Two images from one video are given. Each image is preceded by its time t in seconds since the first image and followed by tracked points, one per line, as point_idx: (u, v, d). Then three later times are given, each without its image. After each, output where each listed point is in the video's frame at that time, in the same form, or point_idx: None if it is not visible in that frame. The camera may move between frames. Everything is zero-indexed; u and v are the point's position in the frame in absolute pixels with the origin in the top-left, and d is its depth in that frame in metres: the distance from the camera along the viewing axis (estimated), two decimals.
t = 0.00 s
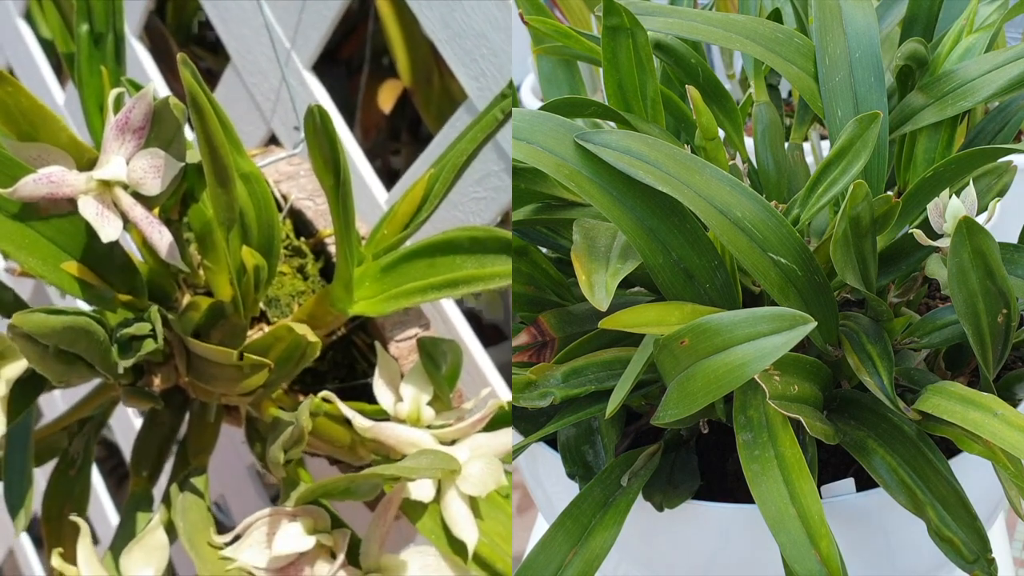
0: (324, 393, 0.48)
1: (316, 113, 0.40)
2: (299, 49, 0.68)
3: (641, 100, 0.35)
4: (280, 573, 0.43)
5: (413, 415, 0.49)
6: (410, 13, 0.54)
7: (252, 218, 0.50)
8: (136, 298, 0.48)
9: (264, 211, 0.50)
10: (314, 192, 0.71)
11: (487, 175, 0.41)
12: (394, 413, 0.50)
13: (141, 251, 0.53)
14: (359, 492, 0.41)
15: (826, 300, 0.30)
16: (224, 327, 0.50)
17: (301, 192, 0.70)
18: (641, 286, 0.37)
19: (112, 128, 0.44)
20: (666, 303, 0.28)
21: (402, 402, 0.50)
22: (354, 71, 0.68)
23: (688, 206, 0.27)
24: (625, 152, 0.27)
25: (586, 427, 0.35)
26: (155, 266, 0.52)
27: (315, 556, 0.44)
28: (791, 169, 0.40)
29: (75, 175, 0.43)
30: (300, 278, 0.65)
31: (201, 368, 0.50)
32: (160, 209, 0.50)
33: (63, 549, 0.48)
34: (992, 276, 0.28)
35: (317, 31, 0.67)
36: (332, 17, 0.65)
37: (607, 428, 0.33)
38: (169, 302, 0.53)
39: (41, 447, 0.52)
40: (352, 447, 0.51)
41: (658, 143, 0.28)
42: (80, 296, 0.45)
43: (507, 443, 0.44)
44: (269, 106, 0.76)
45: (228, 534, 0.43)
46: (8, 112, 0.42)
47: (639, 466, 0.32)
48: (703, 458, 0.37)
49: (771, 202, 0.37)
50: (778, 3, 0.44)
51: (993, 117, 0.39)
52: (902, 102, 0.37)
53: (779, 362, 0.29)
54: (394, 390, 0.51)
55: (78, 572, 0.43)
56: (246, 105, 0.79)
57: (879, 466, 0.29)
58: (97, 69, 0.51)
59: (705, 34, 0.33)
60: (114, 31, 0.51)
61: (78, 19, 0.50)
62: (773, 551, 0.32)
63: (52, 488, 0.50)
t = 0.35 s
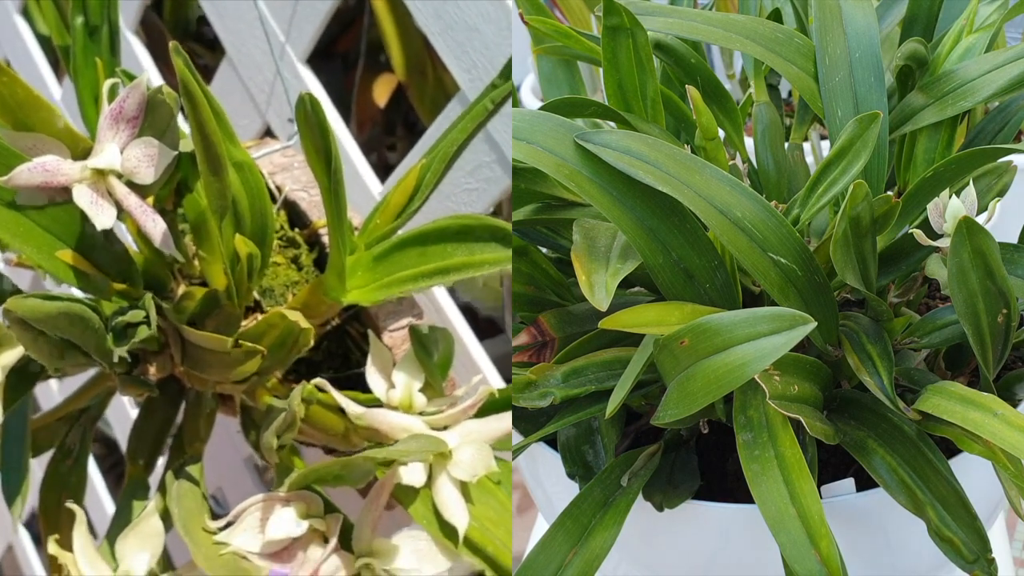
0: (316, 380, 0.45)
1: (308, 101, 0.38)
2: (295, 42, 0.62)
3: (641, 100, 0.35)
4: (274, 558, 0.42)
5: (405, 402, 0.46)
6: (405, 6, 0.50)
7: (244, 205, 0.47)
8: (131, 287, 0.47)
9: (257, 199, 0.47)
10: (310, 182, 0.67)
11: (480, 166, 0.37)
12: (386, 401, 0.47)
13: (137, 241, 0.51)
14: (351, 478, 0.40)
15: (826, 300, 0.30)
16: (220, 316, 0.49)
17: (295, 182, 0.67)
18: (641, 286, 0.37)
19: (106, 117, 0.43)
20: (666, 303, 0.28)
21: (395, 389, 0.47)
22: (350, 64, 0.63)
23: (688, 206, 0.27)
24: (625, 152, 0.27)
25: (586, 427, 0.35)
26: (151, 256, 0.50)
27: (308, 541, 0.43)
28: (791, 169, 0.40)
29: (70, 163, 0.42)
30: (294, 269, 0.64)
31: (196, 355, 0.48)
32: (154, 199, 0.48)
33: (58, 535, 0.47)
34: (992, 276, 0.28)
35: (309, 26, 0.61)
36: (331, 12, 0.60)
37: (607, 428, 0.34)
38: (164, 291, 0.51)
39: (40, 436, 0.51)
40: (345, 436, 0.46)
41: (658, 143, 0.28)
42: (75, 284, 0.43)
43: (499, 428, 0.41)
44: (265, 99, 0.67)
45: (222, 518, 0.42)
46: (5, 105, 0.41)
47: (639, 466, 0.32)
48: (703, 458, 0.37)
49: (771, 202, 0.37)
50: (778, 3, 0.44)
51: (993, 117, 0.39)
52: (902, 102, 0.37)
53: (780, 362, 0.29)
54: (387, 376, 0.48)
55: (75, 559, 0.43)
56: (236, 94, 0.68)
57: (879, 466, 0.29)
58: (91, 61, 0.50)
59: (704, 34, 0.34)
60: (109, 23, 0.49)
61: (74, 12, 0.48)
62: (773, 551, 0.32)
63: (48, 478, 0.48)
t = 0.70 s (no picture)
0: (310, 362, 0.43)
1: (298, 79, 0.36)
2: (291, 31, 0.47)
3: (641, 100, 0.35)
4: (266, 538, 0.41)
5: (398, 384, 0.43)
6: None
7: (238, 187, 0.46)
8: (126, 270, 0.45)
9: (250, 181, 0.46)
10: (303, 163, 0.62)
11: (473, 151, 0.36)
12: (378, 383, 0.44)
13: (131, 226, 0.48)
14: (342, 458, 0.40)
15: (826, 300, 0.30)
16: (215, 301, 0.47)
17: (289, 169, 0.61)
18: (641, 286, 0.37)
19: (99, 99, 0.40)
20: (666, 303, 0.28)
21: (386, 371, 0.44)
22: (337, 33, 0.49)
23: (688, 206, 0.27)
24: (625, 151, 0.27)
25: (586, 427, 0.35)
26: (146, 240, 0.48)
27: (300, 521, 0.41)
28: (791, 169, 0.40)
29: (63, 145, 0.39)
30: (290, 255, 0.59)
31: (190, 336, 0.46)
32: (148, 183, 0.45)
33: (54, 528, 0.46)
34: (992, 276, 0.28)
35: (307, 8, 0.47)
36: None
37: (607, 428, 0.34)
38: (159, 278, 0.48)
39: (35, 424, 0.49)
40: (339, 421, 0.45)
41: (658, 142, 0.28)
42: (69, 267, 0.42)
43: (491, 409, 0.38)
44: (262, 90, 0.52)
45: (215, 498, 0.41)
46: None
47: (639, 467, 0.32)
48: (703, 458, 0.37)
49: (771, 202, 0.37)
50: (778, 3, 0.44)
51: (993, 117, 0.39)
52: (902, 102, 0.37)
53: (779, 362, 0.29)
54: (381, 360, 0.45)
55: (69, 542, 0.42)
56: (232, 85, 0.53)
57: (879, 466, 0.29)
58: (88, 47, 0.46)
59: (704, 34, 0.34)
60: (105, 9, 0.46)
61: None
62: (772, 551, 0.32)
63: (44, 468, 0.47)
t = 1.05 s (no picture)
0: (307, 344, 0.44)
1: (294, 60, 0.36)
2: (289, 17, 0.49)
3: (641, 100, 0.35)
4: (263, 519, 0.42)
5: (393, 365, 0.45)
6: None
7: (234, 168, 0.45)
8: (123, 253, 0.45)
9: (246, 163, 0.45)
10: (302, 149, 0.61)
11: (468, 135, 0.36)
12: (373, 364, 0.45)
13: (129, 210, 0.49)
14: (341, 439, 0.40)
15: (826, 300, 0.30)
16: (212, 285, 0.47)
17: (287, 154, 0.60)
18: (641, 286, 0.37)
19: (96, 82, 0.39)
20: (666, 302, 0.28)
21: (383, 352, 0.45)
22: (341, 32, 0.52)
23: (688, 206, 0.27)
24: (625, 151, 0.27)
25: (586, 427, 0.35)
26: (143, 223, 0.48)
27: (296, 502, 0.42)
28: (791, 169, 0.40)
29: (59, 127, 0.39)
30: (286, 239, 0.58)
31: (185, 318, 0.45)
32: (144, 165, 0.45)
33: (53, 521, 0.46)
34: (992, 276, 0.28)
35: None
36: None
37: (607, 428, 0.34)
38: (155, 262, 0.49)
39: (34, 410, 0.48)
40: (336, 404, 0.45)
41: (658, 143, 0.28)
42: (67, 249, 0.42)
43: (484, 391, 0.40)
44: (260, 75, 0.53)
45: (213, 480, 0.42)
46: None
47: (639, 466, 0.32)
48: (703, 458, 0.37)
49: (771, 202, 0.37)
50: (778, 3, 0.44)
51: (993, 117, 0.39)
52: (902, 102, 0.37)
53: (779, 362, 0.29)
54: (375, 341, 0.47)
55: (66, 526, 0.41)
56: (230, 71, 0.53)
57: (879, 466, 0.29)
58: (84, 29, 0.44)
59: (704, 34, 0.34)
60: None
61: None
62: (772, 551, 0.32)
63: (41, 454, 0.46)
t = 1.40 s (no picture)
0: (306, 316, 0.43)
1: (294, 30, 0.36)
2: None
3: (641, 100, 0.35)
4: (264, 488, 0.42)
5: (392, 338, 0.45)
6: None
7: (233, 140, 0.43)
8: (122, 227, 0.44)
9: (246, 136, 0.44)
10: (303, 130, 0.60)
11: (467, 111, 0.35)
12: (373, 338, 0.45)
13: (128, 184, 0.47)
14: (340, 409, 0.41)
15: (826, 301, 0.30)
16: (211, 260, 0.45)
17: (287, 131, 0.60)
18: (641, 286, 0.37)
19: (96, 54, 0.39)
20: (666, 303, 0.28)
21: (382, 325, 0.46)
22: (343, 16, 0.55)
23: (688, 206, 0.27)
24: (624, 151, 0.27)
25: (586, 427, 0.35)
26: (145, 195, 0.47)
27: (296, 472, 0.42)
28: (791, 169, 0.40)
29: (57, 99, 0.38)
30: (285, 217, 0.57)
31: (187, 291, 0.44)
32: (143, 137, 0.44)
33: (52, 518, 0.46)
34: (992, 276, 0.28)
35: None
36: None
37: (607, 428, 0.34)
38: (155, 236, 0.47)
39: (34, 387, 0.48)
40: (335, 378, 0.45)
41: (658, 143, 0.28)
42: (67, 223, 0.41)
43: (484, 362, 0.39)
44: (260, 55, 0.56)
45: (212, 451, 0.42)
46: None
47: (639, 466, 0.32)
48: (703, 458, 0.37)
49: (771, 202, 0.37)
50: (778, 3, 0.44)
51: (993, 117, 0.39)
52: (902, 102, 0.37)
53: (779, 362, 0.29)
54: (375, 315, 0.47)
55: (68, 497, 0.41)
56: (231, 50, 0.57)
57: (879, 466, 0.29)
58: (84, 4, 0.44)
59: (704, 34, 0.34)
60: None
61: None
62: (771, 551, 0.32)
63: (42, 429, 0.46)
